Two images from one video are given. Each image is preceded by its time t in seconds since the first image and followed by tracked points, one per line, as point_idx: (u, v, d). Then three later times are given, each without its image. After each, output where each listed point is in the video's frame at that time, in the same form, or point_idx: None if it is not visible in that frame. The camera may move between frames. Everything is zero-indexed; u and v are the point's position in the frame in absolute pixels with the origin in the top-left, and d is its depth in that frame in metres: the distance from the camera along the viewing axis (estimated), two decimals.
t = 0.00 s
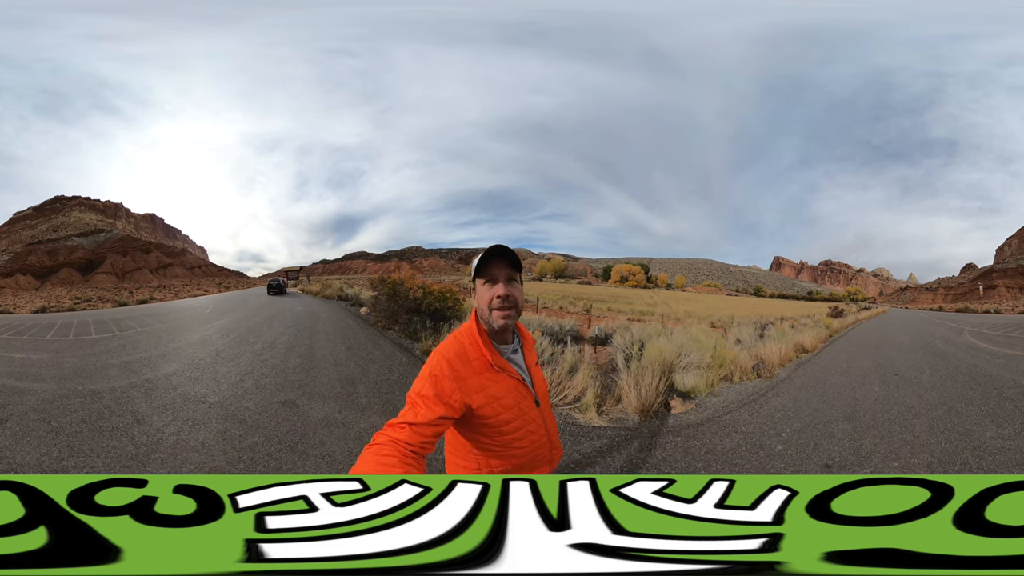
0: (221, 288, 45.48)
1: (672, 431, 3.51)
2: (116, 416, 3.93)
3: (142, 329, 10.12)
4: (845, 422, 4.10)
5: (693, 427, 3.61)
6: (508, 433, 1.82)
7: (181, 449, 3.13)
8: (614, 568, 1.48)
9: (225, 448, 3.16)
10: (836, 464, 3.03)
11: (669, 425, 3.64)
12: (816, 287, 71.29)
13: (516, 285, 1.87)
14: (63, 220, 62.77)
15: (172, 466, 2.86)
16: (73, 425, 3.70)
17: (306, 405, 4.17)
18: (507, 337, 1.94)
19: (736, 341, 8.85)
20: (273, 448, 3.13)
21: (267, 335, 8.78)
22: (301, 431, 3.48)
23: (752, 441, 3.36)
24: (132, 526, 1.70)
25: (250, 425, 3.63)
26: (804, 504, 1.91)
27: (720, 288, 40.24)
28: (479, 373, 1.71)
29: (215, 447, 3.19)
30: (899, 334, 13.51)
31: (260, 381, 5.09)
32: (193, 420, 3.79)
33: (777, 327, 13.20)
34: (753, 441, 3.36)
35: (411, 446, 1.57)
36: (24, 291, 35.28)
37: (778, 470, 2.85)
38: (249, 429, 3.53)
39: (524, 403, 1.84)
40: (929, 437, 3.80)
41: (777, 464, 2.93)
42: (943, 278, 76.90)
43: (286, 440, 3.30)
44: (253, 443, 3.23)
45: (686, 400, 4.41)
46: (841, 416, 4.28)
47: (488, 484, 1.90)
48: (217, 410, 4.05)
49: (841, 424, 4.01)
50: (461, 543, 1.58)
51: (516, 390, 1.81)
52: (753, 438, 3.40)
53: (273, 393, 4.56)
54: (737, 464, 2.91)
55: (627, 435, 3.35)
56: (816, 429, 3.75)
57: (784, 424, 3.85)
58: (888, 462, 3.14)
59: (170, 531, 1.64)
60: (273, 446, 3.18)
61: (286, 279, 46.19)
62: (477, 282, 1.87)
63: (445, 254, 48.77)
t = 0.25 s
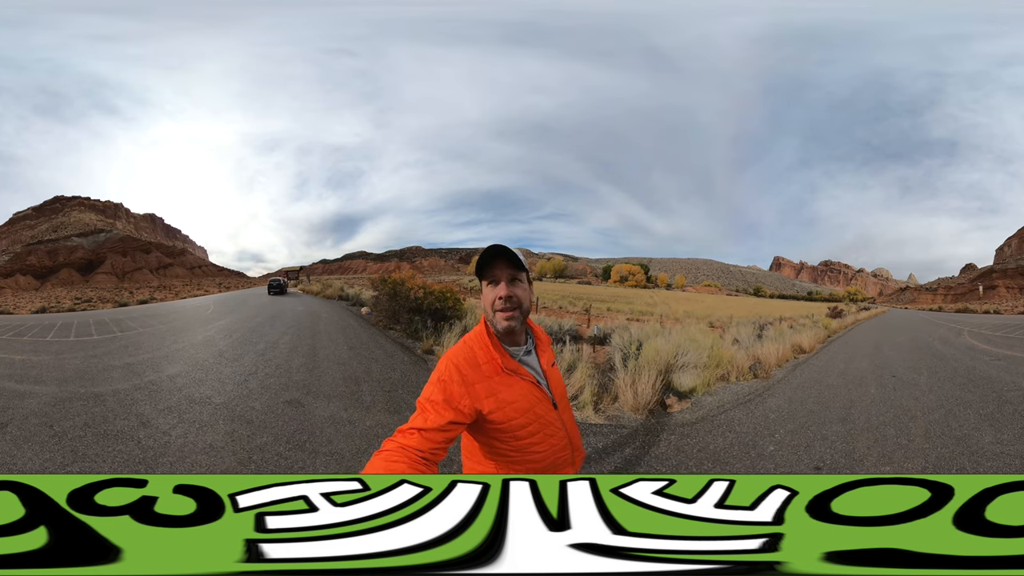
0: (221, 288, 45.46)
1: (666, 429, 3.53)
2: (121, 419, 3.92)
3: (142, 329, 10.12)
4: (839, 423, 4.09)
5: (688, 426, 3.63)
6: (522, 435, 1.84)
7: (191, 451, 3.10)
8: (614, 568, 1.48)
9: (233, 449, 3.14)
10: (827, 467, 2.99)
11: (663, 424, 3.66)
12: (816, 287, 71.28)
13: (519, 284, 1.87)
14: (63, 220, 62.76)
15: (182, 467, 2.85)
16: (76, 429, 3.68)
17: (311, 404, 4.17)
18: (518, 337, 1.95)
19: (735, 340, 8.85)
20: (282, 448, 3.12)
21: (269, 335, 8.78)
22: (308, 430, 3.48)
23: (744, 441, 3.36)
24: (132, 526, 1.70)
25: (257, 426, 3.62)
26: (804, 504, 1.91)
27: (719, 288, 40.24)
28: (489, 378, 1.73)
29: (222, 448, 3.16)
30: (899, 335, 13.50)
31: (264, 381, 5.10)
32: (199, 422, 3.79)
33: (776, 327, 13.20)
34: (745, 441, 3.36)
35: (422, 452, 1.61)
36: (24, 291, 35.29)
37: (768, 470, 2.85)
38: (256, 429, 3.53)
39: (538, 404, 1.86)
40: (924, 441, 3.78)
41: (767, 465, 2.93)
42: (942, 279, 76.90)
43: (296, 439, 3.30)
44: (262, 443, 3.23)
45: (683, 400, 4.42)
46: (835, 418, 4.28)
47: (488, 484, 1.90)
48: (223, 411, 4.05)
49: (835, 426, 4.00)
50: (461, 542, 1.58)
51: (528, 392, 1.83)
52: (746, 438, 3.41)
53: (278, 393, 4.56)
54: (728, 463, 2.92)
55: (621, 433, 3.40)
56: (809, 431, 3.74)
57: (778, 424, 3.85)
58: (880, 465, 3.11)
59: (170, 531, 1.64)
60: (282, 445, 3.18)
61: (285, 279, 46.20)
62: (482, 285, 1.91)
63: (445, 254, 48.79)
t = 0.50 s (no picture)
0: (221, 287, 45.48)
1: (661, 426, 3.55)
2: (123, 422, 3.91)
3: (142, 329, 10.11)
4: (835, 423, 4.09)
5: (684, 423, 3.64)
6: (534, 436, 1.86)
7: (198, 453, 3.07)
8: (614, 568, 1.48)
9: (243, 450, 3.12)
10: (817, 466, 2.98)
11: (660, 421, 3.68)
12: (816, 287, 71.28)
13: (520, 286, 1.85)
14: (63, 220, 62.76)
15: (191, 467, 2.84)
16: (76, 432, 3.67)
17: (316, 403, 4.17)
18: (531, 335, 1.96)
19: (734, 340, 8.88)
20: (291, 448, 3.12)
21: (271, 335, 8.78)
22: (315, 430, 3.48)
23: (739, 438, 3.37)
24: (132, 526, 1.69)
25: (263, 426, 3.62)
26: (804, 504, 1.91)
27: (719, 288, 40.26)
28: (497, 375, 1.76)
29: (230, 450, 3.14)
30: (898, 335, 13.51)
31: (269, 380, 5.09)
32: (204, 423, 3.78)
33: (774, 327, 13.21)
34: (740, 438, 3.37)
35: (436, 447, 1.66)
36: (24, 291, 35.32)
37: (759, 468, 2.85)
38: (263, 429, 3.53)
39: (550, 406, 1.86)
40: (918, 442, 3.76)
41: (759, 463, 2.92)
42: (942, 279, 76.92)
43: (303, 439, 3.30)
44: (269, 443, 3.22)
45: (681, 398, 4.42)
46: (831, 417, 4.27)
47: (488, 484, 1.90)
48: (228, 412, 4.04)
49: (830, 425, 4.00)
50: (461, 542, 1.58)
51: (540, 392, 1.84)
52: (741, 436, 3.42)
53: (283, 393, 4.56)
54: (720, 460, 2.93)
55: (618, 429, 3.45)
56: (804, 430, 3.73)
57: (773, 423, 3.84)
58: (871, 466, 3.08)
59: (170, 532, 1.64)
60: (290, 445, 3.18)
61: (285, 279, 46.23)
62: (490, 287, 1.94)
63: (445, 254, 48.83)
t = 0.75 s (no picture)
0: (221, 287, 45.49)
1: (662, 423, 3.55)
2: (121, 423, 3.90)
3: (143, 329, 10.11)
4: (832, 420, 4.10)
5: (684, 420, 3.65)
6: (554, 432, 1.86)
7: (199, 456, 3.05)
8: (614, 568, 1.48)
9: (247, 452, 3.11)
10: (812, 462, 3.00)
11: (661, 417, 3.69)
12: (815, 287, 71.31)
13: (531, 285, 1.85)
14: (63, 220, 62.76)
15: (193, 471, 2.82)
16: (72, 434, 3.66)
17: (319, 404, 4.17)
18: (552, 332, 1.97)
19: (734, 339, 8.89)
20: (296, 450, 3.11)
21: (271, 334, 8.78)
22: (320, 430, 3.49)
23: (739, 434, 3.38)
24: (132, 526, 1.70)
25: (266, 427, 3.62)
26: (804, 504, 1.91)
27: (719, 288, 40.26)
28: (518, 370, 1.80)
29: (234, 452, 3.12)
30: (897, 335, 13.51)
31: (270, 381, 5.09)
32: (205, 425, 3.77)
33: (774, 326, 13.20)
34: (739, 434, 3.38)
35: (459, 439, 1.68)
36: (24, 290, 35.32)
37: (757, 463, 2.86)
38: (267, 431, 3.53)
39: (570, 404, 1.86)
40: (913, 441, 3.75)
41: (756, 458, 2.93)
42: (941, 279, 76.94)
43: (308, 440, 3.30)
44: (273, 445, 3.22)
45: (682, 395, 4.42)
46: (828, 415, 4.28)
47: (488, 484, 1.90)
48: (230, 413, 4.04)
49: (827, 422, 4.01)
50: (462, 542, 1.57)
51: (560, 390, 1.84)
52: (741, 432, 3.43)
53: (285, 393, 4.56)
54: (720, 456, 2.94)
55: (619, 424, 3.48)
56: (801, 427, 3.74)
57: (772, 420, 3.85)
58: (865, 462, 3.08)
59: (170, 532, 1.64)
60: (295, 446, 3.18)
61: (285, 278, 46.24)
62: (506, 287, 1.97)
63: (445, 253, 48.85)
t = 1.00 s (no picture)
0: (220, 287, 45.48)
1: (665, 421, 3.55)
2: (117, 424, 3.91)
3: (142, 329, 10.11)
4: (831, 418, 4.10)
5: (687, 417, 3.65)
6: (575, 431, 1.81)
7: (198, 459, 3.05)
8: (614, 568, 1.48)
9: (246, 455, 3.10)
10: (812, 458, 3.01)
11: (664, 415, 3.69)
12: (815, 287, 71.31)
13: (550, 283, 1.78)
14: (63, 220, 62.77)
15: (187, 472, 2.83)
16: (67, 434, 3.66)
17: (320, 404, 4.17)
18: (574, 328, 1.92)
19: (733, 338, 8.89)
20: (297, 452, 3.11)
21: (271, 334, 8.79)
22: (321, 431, 3.49)
23: (740, 431, 3.39)
24: (132, 526, 1.69)
25: (267, 429, 3.62)
26: (804, 504, 1.91)
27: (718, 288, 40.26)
28: (541, 364, 1.77)
29: (232, 456, 3.11)
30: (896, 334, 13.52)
31: (271, 381, 5.09)
32: (204, 427, 3.76)
33: (774, 326, 13.21)
34: (741, 431, 3.38)
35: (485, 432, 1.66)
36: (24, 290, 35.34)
37: (759, 460, 2.86)
38: (267, 432, 3.52)
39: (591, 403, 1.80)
40: (910, 438, 3.76)
41: (758, 455, 2.93)
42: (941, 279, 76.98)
43: (308, 441, 3.30)
44: (274, 447, 3.21)
45: (683, 393, 4.43)
46: (827, 412, 4.29)
47: (488, 484, 1.90)
48: (230, 415, 4.03)
49: (826, 420, 4.01)
50: (462, 542, 1.57)
51: (581, 387, 1.80)
52: (742, 429, 3.42)
53: (286, 393, 4.56)
54: (723, 453, 2.94)
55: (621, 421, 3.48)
56: (801, 424, 3.74)
57: (772, 417, 3.85)
58: (862, 459, 3.09)
59: (169, 532, 1.64)
60: (296, 449, 3.17)
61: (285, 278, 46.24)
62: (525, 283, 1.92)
63: (445, 253, 48.86)
